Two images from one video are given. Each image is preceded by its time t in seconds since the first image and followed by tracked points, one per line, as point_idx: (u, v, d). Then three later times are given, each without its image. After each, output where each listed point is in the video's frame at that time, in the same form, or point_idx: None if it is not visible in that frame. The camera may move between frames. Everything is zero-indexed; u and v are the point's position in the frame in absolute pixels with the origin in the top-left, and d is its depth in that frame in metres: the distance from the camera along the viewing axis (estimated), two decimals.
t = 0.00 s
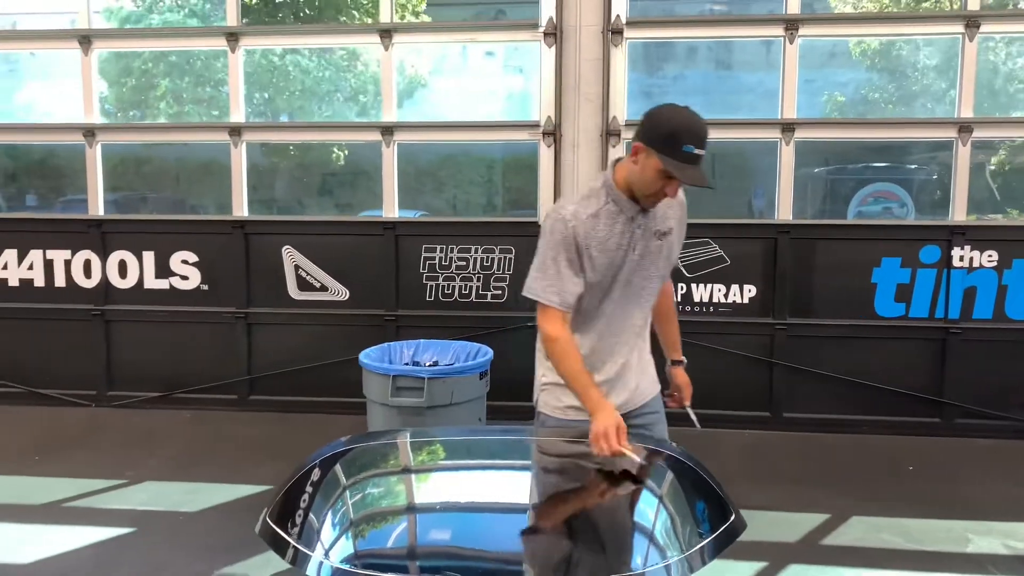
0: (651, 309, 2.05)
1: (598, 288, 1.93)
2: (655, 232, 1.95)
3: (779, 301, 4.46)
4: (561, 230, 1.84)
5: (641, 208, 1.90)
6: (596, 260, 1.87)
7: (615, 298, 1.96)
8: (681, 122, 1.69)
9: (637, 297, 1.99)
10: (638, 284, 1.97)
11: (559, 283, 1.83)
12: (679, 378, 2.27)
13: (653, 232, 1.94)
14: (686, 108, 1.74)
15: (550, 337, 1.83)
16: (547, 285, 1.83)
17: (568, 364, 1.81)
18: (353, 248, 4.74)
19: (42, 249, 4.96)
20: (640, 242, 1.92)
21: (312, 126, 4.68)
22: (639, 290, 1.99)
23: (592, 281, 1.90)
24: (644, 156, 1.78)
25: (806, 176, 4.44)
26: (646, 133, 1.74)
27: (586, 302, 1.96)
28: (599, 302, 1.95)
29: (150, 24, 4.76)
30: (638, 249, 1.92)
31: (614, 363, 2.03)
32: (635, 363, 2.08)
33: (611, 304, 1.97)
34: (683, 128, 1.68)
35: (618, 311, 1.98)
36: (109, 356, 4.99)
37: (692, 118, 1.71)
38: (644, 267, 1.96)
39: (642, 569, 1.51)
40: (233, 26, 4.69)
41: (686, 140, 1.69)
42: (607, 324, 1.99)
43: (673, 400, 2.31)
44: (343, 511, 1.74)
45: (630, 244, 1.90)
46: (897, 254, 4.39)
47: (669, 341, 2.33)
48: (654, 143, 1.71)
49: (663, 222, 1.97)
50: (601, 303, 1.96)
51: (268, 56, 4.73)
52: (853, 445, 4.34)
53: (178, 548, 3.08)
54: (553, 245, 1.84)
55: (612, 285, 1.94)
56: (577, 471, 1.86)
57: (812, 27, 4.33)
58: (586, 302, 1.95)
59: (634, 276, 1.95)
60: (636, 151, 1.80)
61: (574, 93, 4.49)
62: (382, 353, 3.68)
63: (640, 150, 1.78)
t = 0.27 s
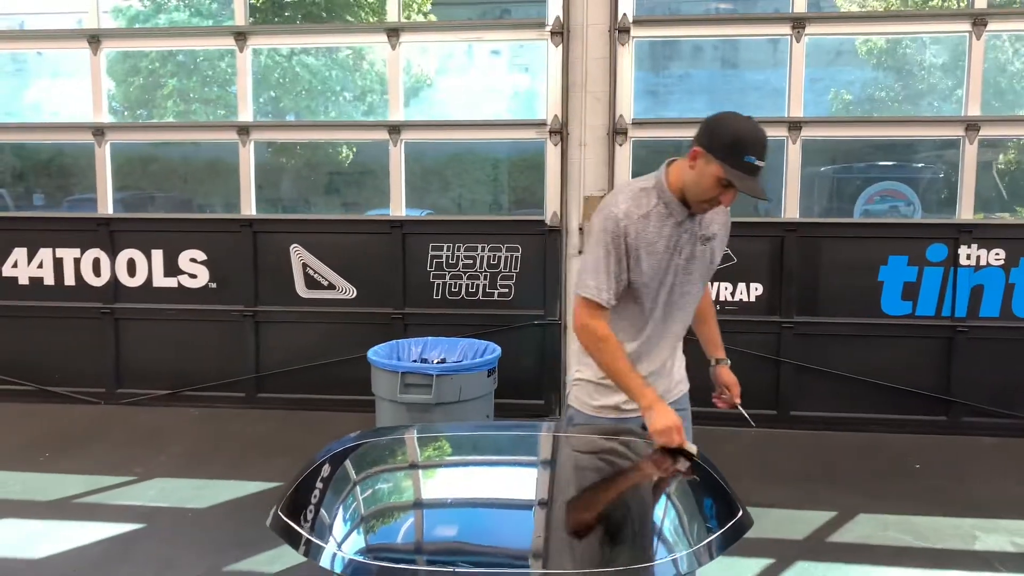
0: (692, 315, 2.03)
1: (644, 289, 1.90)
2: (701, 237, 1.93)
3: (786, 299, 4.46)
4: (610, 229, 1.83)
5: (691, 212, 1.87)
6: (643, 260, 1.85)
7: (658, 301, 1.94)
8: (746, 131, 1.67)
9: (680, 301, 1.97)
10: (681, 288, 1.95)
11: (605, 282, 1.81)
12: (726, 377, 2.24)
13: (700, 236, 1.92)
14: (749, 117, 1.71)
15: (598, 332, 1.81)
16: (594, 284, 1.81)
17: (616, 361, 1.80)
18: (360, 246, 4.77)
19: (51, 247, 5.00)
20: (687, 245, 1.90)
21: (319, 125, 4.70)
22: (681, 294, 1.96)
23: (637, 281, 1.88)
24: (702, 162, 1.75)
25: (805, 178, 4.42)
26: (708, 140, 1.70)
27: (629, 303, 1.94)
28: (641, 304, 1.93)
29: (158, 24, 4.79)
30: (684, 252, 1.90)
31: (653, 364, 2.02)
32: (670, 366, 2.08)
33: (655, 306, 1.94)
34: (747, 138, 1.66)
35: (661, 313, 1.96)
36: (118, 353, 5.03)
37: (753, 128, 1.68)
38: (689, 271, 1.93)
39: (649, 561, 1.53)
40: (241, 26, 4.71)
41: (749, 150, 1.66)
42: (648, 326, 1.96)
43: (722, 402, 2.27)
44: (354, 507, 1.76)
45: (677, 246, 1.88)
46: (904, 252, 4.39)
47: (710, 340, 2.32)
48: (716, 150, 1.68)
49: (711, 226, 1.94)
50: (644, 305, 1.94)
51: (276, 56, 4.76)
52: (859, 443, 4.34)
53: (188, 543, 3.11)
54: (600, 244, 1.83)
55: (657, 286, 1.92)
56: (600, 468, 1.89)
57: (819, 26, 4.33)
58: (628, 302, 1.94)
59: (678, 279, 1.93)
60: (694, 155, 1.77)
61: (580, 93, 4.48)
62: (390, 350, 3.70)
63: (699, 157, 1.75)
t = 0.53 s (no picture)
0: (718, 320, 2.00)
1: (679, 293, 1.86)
2: (735, 243, 1.90)
3: (788, 298, 4.47)
4: (651, 231, 1.77)
5: (729, 216, 1.84)
6: (681, 264, 1.81)
7: (692, 306, 1.90)
8: (796, 139, 1.66)
9: (709, 304, 1.94)
10: (712, 293, 1.92)
11: (645, 285, 1.76)
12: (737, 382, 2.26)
13: (733, 241, 1.89)
14: (796, 127, 1.70)
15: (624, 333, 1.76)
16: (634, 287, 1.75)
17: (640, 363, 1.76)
18: (362, 245, 4.78)
19: (55, 246, 5.01)
20: (722, 250, 1.87)
21: (320, 124, 4.71)
22: (711, 299, 1.94)
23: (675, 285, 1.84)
24: (748, 167, 1.73)
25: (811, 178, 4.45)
26: (757, 146, 1.69)
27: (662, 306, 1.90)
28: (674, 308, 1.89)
29: (160, 23, 4.80)
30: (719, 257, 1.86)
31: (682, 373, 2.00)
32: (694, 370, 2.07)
33: (687, 310, 1.90)
34: (797, 146, 1.65)
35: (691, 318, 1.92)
36: (121, 352, 5.04)
37: (801, 138, 1.67)
38: (721, 276, 1.91)
39: (659, 553, 1.53)
40: (244, 25, 4.71)
41: (797, 160, 1.65)
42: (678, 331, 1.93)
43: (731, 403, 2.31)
44: (362, 505, 1.76)
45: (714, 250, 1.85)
46: (906, 250, 4.39)
47: (726, 343, 2.30)
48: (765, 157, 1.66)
49: (742, 230, 1.91)
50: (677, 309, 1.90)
51: (280, 55, 4.76)
52: (862, 441, 4.35)
53: (193, 541, 3.12)
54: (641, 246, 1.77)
55: (692, 290, 1.88)
56: (607, 468, 1.91)
57: (821, 25, 4.33)
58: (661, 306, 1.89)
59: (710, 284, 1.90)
60: (739, 160, 1.75)
61: (583, 93, 4.51)
62: (394, 348, 3.71)
63: (746, 161, 1.72)
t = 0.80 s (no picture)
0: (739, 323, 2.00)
1: (704, 296, 1.86)
2: (758, 246, 1.90)
3: (788, 298, 4.48)
4: (680, 232, 1.76)
5: (755, 220, 1.84)
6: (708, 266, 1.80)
7: (717, 309, 1.90)
8: (828, 145, 1.65)
9: (732, 308, 1.94)
10: (736, 297, 1.92)
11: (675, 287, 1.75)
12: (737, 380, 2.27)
13: (756, 244, 1.89)
14: (829, 132, 1.68)
15: (655, 337, 1.75)
16: (663, 288, 1.74)
17: (669, 366, 1.75)
18: (361, 245, 4.77)
19: (53, 246, 4.99)
20: (746, 253, 1.86)
21: (319, 124, 4.70)
22: (735, 303, 1.94)
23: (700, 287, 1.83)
24: (778, 170, 1.71)
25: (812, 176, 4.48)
26: (788, 149, 1.67)
27: (686, 307, 1.90)
28: (698, 310, 1.89)
29: (158, 23, 4.78)
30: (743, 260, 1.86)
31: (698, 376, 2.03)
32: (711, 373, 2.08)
33: (711, 313, 1.90)
34: (829, 152, 1.64)
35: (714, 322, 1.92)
36: (119, 353, 5.02)
37: (833, 145, 1.66)
38: (744, 279, 1.90)
39: (663, 553, 1.53)
40: (243, 24, 4.70)
41: (829, 166, 1.63)
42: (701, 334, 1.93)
43: (727, 400, 2.34)
44: (368, 505, 1.76)
45: (739, 253, 1.84)
46: (906, 250, 4.40)
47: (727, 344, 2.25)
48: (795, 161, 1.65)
49: (764, 234, 1.92)
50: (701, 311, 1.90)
51: (279, 55, 4.75)
52: (862, 440, 4.36)
53: (194, 542, 3.11)
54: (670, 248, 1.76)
55: (718, 294, 1.87)
56: (606, 468, 1.92)
57: (821, 25, 4.33)
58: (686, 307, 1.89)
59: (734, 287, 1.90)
60: (769, 163, 1.73)
61: (583, 93, 4.51)
62: (396, 348, 3.70)
63: (775, 164, 1.71)
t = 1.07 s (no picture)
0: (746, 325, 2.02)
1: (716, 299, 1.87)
2: (769, 251, 1.91)
3: (784, 298, 4.50)
4: (699, 239, 1.75)
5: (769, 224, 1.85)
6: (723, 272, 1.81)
7: (726, 312, 1.92)
8: (845, 151, 1.64)
9: (741, 311, 1.95)
10: (746, 300, 1.94)
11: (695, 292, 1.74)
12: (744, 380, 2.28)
13: (769, 247, 1.90)
14: (846, 138, 1.68)
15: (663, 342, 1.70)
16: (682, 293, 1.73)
17: (676, 373, 1.69)
18: (358, 245, 4.77)
19: (48, 247, 4.97)
20: (759, 257, 1.87)
21: (315, 124, 4.69)
22: (744, 306, 1.95)
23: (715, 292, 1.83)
24: (795, 176, 1.71)
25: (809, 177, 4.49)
26: (804, 156, 1.67)
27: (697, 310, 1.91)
28: (708, 312, 1.91)
29: (152, 22, 4.76)
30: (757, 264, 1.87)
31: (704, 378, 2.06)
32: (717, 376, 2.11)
33: (721, 316, 1.92)
34: (846, 157, 1.64)
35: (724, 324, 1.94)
36: (115, 353, 5.00)
37: (850, 150, 1.66)
38: (755, 282, 1.92)
39: (665, 556, 1.53)
40: (239, 24, 4.68)
41: (846, 172, 1.64)
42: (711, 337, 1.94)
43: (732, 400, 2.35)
44: (369, 506, 1.76)
45: (753, 258, 1.85)
46: (901, 250, 4.42)
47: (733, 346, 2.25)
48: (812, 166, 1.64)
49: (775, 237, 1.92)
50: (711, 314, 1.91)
51: (276, 55, 4.73)
52: (858, 440, 4.37)
53: (193, 543, 3.10)
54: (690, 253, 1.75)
55: (729, 297, 1.88)
56: (605, 469, 1.94)
57: (817, 26, 4.34)
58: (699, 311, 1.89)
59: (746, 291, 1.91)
60: (785, 168, 1.73)
61: (580, 93, 4.51)
62: (394, 349, 3.70)
63: (791, 170, 1.71)
